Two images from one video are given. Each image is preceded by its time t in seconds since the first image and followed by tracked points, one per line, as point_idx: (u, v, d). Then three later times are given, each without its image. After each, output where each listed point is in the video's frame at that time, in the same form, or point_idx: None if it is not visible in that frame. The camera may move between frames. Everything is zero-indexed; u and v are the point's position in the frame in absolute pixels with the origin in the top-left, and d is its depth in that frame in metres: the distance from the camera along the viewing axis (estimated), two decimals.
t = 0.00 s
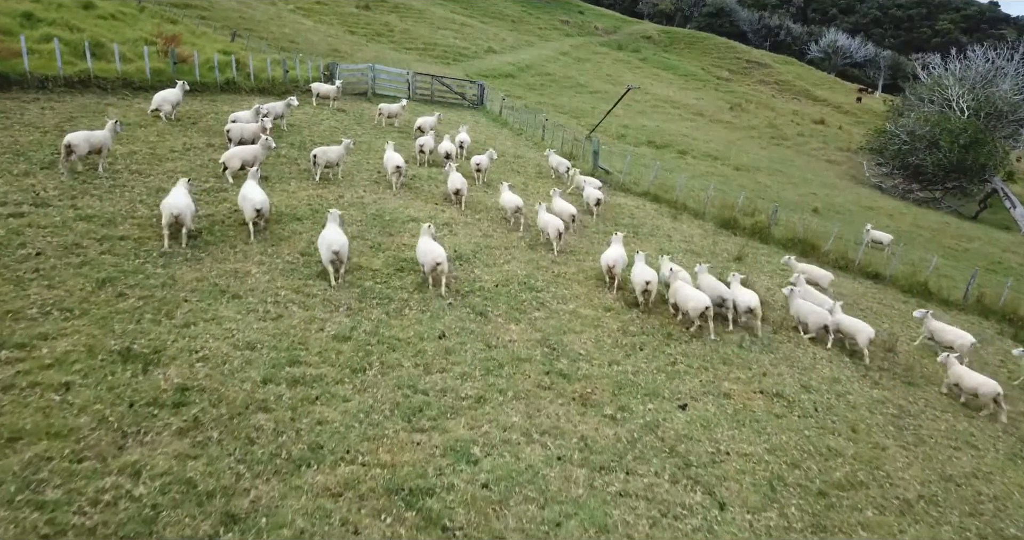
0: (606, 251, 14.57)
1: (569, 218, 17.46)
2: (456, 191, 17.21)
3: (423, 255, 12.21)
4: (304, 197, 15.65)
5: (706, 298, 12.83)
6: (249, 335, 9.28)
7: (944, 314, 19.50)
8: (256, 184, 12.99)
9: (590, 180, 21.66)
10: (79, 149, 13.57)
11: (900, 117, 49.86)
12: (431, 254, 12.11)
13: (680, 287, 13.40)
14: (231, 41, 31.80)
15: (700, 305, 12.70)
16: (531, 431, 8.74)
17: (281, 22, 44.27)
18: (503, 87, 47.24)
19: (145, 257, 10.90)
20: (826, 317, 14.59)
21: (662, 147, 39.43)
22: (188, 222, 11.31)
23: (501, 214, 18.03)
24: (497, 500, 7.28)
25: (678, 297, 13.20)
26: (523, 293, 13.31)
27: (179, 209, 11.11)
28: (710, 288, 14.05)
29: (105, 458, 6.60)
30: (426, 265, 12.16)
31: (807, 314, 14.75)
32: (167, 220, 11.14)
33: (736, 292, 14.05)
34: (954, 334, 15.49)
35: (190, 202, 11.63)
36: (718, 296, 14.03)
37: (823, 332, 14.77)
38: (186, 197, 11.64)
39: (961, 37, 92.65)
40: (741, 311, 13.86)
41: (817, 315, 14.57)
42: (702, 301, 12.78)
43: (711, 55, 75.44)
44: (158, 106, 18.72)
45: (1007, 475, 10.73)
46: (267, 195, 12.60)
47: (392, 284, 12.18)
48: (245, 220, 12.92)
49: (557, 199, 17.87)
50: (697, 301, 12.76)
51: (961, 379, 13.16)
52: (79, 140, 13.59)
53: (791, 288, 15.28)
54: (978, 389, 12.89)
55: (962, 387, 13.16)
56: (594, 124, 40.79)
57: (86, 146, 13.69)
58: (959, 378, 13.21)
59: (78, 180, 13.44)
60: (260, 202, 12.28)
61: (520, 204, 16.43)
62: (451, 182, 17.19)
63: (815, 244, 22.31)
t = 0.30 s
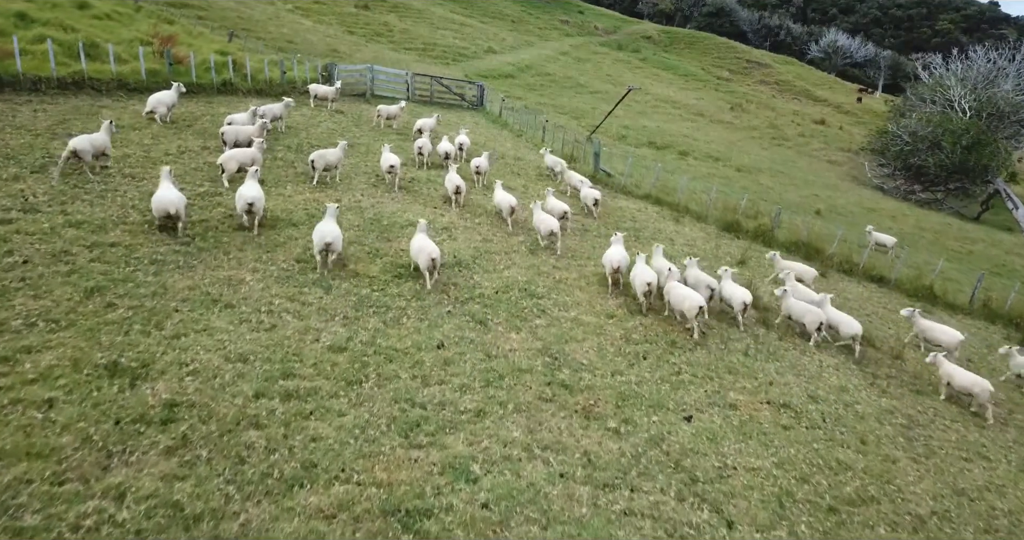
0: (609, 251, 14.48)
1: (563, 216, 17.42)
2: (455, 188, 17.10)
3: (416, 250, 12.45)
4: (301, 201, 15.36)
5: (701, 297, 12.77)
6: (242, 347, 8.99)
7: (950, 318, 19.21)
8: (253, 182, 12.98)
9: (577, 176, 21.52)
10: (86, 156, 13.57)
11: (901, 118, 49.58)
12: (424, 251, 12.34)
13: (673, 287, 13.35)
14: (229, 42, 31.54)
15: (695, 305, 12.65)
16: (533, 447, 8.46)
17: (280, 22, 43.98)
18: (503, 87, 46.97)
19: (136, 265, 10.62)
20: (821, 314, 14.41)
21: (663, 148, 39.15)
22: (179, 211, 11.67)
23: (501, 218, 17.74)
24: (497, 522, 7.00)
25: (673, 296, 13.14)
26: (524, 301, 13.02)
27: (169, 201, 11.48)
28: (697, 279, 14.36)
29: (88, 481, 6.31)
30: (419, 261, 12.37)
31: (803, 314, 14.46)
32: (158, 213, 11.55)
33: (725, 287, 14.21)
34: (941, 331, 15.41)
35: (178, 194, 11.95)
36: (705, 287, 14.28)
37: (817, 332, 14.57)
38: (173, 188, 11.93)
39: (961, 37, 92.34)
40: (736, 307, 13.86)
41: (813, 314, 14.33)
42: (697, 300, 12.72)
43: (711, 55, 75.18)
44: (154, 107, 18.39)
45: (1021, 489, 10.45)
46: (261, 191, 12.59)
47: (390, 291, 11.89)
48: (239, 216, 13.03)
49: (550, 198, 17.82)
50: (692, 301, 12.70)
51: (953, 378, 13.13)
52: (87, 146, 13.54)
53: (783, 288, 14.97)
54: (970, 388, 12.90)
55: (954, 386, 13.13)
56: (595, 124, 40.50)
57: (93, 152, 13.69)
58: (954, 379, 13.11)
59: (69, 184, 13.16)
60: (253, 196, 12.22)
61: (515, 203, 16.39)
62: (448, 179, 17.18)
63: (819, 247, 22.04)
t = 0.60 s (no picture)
0: (610, 250, 14.63)
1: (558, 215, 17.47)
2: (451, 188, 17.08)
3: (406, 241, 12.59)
4: (297, 205, 15.08)
5: (692, 296, 12.91)
6: (233, 359, 8.71)
7: (956, 323, 18.94)
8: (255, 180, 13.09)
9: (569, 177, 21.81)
10: (84, 155, 13.54)
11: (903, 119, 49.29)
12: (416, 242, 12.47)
13: (665, 282, 13.57)
14: (226, 42, 31.29)
15: (685, 302, 12.78)
16: (534, 463, 8.17)
17: (278, 22, 43.71)
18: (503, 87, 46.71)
19: (127, 272, 10.36)
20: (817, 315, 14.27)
21: (663, 149, 38.89)
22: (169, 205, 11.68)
23: (501, 221, 17.46)
24: None
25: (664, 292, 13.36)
26: (524, 307, 12.74)
27: (160, 194, 11.51)
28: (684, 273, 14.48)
29: (68, 504, 6.03)
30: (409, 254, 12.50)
31: (801, 316, 14.29)
32: (149, 206, 11.52)
33: (719, 286, 14.29)
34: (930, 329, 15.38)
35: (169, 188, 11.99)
36: (693, 281, 14.49)
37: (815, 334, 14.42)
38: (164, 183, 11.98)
39: (961, 37, 92.08)
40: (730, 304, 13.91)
41: (811, 316, 14.15)
42: (688, 298, 12.87)
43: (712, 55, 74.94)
44: (149, 109, 18.20)
45: None
46: (257, 187, 12.68)
47: (387, 298, 11.62)
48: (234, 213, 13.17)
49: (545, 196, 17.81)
50: (682, 298, 12.85)
51: (941, 374, 13.11)
52: (86, 145, 13.56)
53: (777, 287, 15.14)
54: (956, 384, 12.87)
55: (942, 382, 13.10)
56: (595, 125, 40.25)
57: (92, 153, 13.67)
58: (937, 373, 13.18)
59: (59, 188, 12.89)
60: (247, 191, 12.32)
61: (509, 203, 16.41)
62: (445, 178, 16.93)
63: (822, 250, 21.77)
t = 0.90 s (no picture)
0: (608, 250, 14.86)
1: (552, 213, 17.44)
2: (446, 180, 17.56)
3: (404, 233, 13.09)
4: (291, 209, 14.76)
5: (684, 294, 12.92)
6: (223, 372, 8.40)
7: (962, 328, 18.65)
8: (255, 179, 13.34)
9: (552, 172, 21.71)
10: (87, 157, 13.45)
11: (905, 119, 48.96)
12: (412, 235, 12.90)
13: (656, 279, 13.62)
14: (222, 42, 31.02)
15: (676, 300, 12.79)
16: (534, 481, 7.87)
17: (276, 22, 43.42)
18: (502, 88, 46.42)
19: (114, 280, 10.06)
20: (809, 312, 14.12)
21: (664, 150, 38.60)
22: (158, 201, 11.97)
23: (500, 224, 17.16)
24: None
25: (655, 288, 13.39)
26: (524, 314, 12.43)
27: (150, 189, 11.79)
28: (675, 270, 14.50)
29: (44, 531, 5.74)
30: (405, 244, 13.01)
31: (792, 313, 14.12)
32: (139, 200, 11.82)
33: (715, 286, 14.39)
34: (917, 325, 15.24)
35: (163, 184, 12.27)
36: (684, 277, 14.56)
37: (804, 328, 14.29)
38: (159, 178, 12.26)
39: (961, 37, 91.62)
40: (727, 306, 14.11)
41: (802, 313, 13.98)
42: (679, 297, 12.86)
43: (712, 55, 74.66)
44: (141, 110, 17.81)
45: None
46: (255, 185, 12.85)
47: (383, 306, 11.31)
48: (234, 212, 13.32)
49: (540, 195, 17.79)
50: (672, 296, 12.87)
51: (926, 372, 13.07)
52: (89, 146, 13.48)
53: (769, 287, 14.90)
54: (942, 381, 12.83)
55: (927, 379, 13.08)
56: (595, 126, 39.96)
57: (94, 154, 13.58)
58: (923, 370, 13.18)
59: (47, 193, 12.59)
60: (245, 189, 12.51)
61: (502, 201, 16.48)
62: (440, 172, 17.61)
63: (826, 253, 21.48)
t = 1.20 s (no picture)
0: (604, 252, 14.77)
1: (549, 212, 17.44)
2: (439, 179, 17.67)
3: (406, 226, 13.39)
4: (288, 213, 14.49)
5: (683, 295, 12.83)
6: (214, 385, 8.15)
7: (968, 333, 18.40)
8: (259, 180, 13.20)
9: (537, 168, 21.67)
10: (90, 156, 13.51)
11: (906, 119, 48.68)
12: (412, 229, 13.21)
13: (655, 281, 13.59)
14: (220, 43, 30.78)
15: (675, 301, 12.70)
16: (536, 498, 7.60)
17: (275, 23, 43.15)
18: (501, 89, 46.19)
19: (104, 288, 9.82)
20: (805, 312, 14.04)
21: (664, 151, 38.36)
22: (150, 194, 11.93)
23: (499, 227, 16.92)
24: None
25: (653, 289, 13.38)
26: (525, 321, 12.17)
27: (142, 181, 11.78)
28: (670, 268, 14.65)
29: None
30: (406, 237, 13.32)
31: (789, 314, 14.04)
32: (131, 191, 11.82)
33: (716, 289, 14.23)
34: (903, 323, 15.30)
35: (159, 181, 12.29)
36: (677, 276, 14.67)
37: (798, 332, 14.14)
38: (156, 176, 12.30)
39: (961, 37, 91.34)
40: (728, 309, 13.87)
41: (799, 314, 13.93)
42: (678, 298, 12.77)
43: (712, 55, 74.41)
44: (139, 109, 17.60)
45: None
46: (256, 185, 12.67)
47: (381, 314, 11.04)
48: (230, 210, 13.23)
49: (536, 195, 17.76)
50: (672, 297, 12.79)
51: (917, 368, 13.06)
52: (91, 145, 13.57)
53: (761, 287, 14.78)
54: (934, 378, 12.84)
55: (919, 376, 13.06)
56: (595, 127, 39.72)
57: (97, 152, 13.67)
58: (912, 367, 13.20)
59: (39, 198, 12.34)
60: (243, 189, 12.39)
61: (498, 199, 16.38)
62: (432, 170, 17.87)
63: (830, 257, 21.23)
